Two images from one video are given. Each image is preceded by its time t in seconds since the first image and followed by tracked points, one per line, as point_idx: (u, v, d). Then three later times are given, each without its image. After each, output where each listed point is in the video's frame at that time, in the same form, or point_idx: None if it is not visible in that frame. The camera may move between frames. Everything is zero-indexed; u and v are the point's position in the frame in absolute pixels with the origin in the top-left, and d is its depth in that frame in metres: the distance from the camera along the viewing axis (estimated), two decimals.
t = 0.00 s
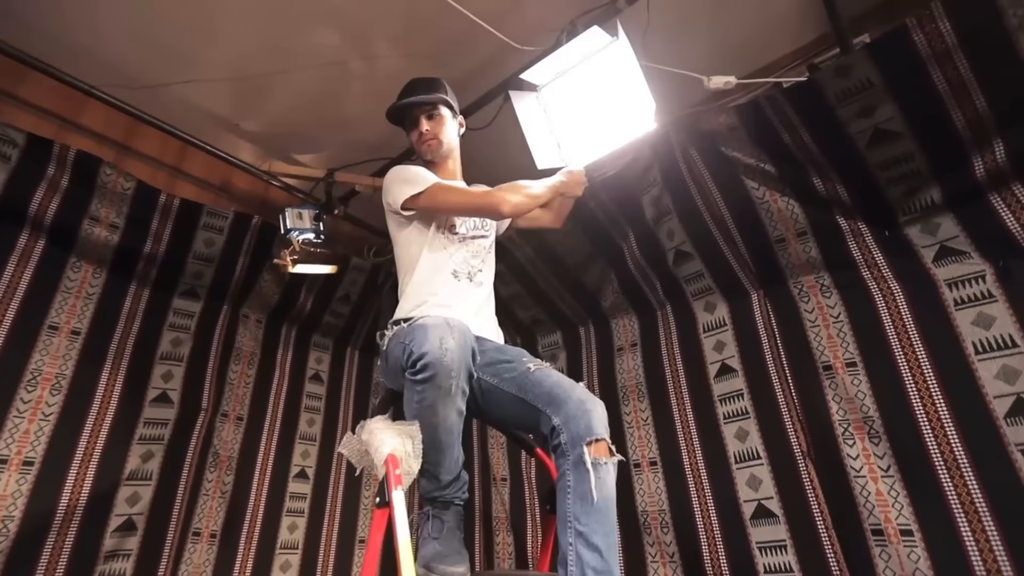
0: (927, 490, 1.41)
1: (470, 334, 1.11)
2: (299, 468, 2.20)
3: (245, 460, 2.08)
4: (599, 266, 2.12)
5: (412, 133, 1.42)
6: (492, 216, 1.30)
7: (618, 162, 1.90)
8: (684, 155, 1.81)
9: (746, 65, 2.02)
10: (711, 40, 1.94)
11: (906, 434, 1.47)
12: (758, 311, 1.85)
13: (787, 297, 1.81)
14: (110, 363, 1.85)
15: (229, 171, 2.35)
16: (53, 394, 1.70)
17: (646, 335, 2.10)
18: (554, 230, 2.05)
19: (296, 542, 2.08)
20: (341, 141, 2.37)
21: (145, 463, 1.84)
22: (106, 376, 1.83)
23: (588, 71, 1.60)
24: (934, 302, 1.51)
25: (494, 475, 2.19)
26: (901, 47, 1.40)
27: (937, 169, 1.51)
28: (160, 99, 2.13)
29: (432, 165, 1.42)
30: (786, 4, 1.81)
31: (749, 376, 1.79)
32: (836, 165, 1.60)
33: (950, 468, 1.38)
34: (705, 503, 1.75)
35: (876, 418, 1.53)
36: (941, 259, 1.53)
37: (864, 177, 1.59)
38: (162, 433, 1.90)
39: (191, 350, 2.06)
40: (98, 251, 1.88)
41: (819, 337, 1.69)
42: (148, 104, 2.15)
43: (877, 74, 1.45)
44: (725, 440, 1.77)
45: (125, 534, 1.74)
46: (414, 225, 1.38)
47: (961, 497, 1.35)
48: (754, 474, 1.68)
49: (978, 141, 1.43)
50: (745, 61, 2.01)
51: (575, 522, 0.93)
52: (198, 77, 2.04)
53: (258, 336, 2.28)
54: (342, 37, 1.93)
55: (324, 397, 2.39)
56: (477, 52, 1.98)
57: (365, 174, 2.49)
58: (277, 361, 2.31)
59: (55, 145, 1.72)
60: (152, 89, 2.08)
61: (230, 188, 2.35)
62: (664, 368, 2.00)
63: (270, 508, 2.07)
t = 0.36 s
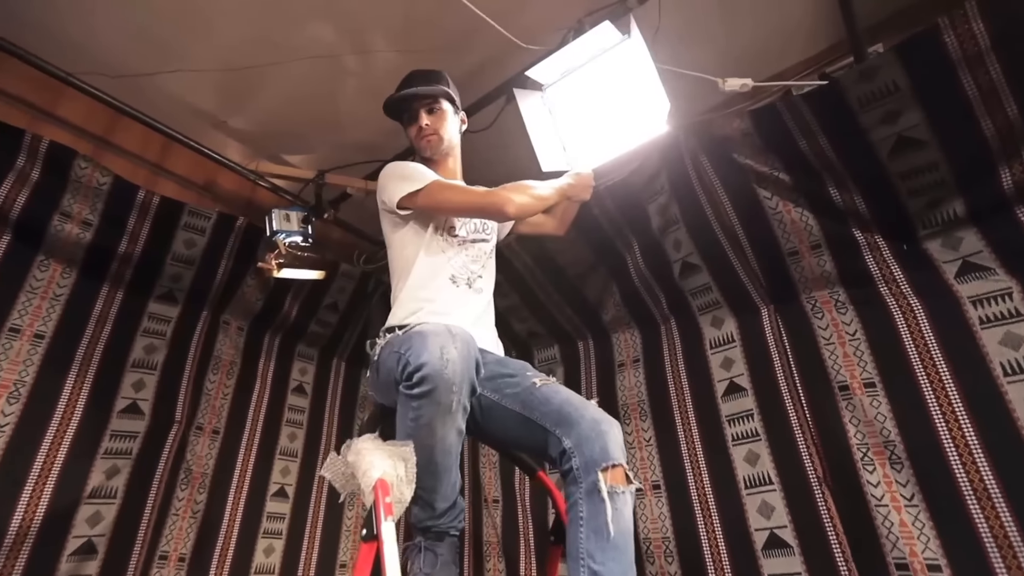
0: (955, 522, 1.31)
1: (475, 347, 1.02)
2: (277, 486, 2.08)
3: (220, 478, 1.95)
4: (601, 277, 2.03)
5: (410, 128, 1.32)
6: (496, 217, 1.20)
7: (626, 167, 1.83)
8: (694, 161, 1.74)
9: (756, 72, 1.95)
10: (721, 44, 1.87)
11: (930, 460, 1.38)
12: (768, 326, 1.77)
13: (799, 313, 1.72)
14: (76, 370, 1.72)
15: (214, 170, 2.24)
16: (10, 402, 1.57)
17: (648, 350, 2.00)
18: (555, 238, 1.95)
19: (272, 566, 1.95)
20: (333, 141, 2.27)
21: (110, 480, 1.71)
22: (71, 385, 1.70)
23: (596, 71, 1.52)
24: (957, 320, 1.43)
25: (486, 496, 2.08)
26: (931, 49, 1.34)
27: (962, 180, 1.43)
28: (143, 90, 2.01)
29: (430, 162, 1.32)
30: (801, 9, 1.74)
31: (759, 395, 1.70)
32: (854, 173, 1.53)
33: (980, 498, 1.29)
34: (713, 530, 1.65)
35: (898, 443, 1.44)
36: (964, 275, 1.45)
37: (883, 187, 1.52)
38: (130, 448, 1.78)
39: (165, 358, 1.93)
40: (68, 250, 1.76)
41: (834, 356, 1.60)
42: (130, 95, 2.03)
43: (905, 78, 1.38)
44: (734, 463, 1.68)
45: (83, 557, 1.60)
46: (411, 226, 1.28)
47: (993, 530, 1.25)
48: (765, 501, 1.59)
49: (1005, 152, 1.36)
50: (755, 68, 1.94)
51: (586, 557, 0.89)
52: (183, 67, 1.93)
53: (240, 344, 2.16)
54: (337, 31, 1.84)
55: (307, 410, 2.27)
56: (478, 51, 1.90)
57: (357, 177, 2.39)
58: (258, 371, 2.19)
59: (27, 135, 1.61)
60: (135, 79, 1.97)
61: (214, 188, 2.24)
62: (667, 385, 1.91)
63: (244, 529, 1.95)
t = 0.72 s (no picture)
0: (982, 556, 1.24)
1: (485, 362, 0.97)
2: (258, 498, 1.98)
3: (198, 489, 1.85)
4: (603, 289, 1.96)
5: (413, 122, 1.25)
6: (502, 220, 1.13)
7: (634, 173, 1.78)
8: (705, 171, 1.69)
9: (766, 82, 1.90)
10: (733, 50, 1.82)
11: (953, 489, 1.31)
12: (778, 343, 1.70)
13: (811, 331, 1.66)
14: (48, 371, 1.62)
15: (204, 166, 2.15)
16: None
17: (651, 366, 1.93)
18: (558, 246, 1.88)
19: None
20: (329, 142, 2.19)
21: (79, 488, 1.61)
22: (43, 386, 1.60)
23: (608, 73, 1.45)
24: (980, 340, 1.37)
25: (476, 514, 1.98)
26: (963, 57, 1.29)
27: (988, 197, 1.38)
28: (133, 80, 1.92)
29: (433, 159, 1.24)
30: (818, 18, 1.69)
31: (768, 416, 1.64)
32: (874, 187, 1.48)
33: (1008, 531, 1.22)
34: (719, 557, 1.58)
35: (919, 470, 1.37)
36: (987, 296, 1.39)
37: (904, 203, 1.47)
38: (104, 456, 1.67)
39: (145, 361, 1.84)
40: (46, 244, 1.66)
41: (849, 377, 1.54)
42: (118, 85, 1.94)
43: (933, 87, 1.34)
44: (742, 488, 1.61)
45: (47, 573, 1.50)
46: (410, 226, 1.20)
47: None
48: (775, 528, 1.52)
49: None
50: (766, 78, 1.90)
51: None
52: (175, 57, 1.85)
53: (224, 348, 2.07)
54: (337, 25, 1.77)
55: (291, 419, 2.18)
56: (483, 51, 1.83)
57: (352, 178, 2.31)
58: (242, 377, 2.09)
59: (8, 122, 1.52)
60: (124, 68, 1.88)
61: (204, 186, 2.15)
62: (670, 404, 1.84)
63: (221, 544, 1.85)
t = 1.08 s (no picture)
0: None
1: (485, 376, 0.95)
2: (239, 500, 1.93)
3: (179, 489, 1.80)
4: (601, 299, 1.93)
5: (416, 122, 1.20)
6: (505, 226, 1.08)
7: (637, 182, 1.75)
8: (710, 183, 1.67)
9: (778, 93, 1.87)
10: (741, 60, 1.80)
11: (962, 521, 1.28)
12: (781, 363, 1.68)
13: (815, 350, 1.63)
14: (30, 361, 1.56)
15: (200, 160, 2.10)
16: None
17: (647, 381, 1.89)
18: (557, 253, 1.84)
19: None
20: (328, 139, 2.15)
21: (57, 483, 1.55)
22: (24, 377, 1.54)
23: (618, 78, 1.42)
24: (992, 365, 1.34)
25: (462, 525, 1.93)
26: (986, 74, 1.27)
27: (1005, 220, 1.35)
28: (130, 69, 1.87)
29: (436, 161, 1.20)
30: (831, 31, 1.69)
31: (768, 437, 1.61)
32: (885, 205, 1.45)
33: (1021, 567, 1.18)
34: None
35: (926, 501, 1.35)
36: (1002, 321, 1.36)
37: (916, 223, 1.43)
38: (83, 452, 1.61)
39: (131, 354, 1.78)
40: (37, 232, 1.61)
41: (854, 402, 1.52)
42: (115, 73, 1.89)
43: (952, 103, 1.32)
44: (740, 511, 1.58)
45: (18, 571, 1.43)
46: (409, 229, 1.16)
47: None
48: (773, 555, 1.49)
49: None
50: (772, 90, 1.88)
51: None
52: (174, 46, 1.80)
53: (212, 345, 2.02)
54: (341, 23, 1.73)
55: (277, 420, 2.13)
56: (490, 53, 1.80)
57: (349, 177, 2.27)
58: (229, 374, 2.04)
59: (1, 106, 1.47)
60: (121, 56, 1.83)
61: (200, 180, 2.10)
62: (666, 419, 1.81)
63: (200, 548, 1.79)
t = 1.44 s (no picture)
0: None
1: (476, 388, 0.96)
2: (206, 498, 1.88)
3: (144, 485, 1.74)
4: (588, 310, 1.91)
5: (411, 121, 1.18)
6: (498, 231, 1.07)
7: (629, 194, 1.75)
8: (702, 199, 1.68)
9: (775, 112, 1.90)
10: (738, 78, 1.81)
11: (935, 547, 1.30)
12: (763, 383, 1.68)
13: (798, 370, 1.64)
14: None
15: (186, 146, 2.05)
16: None
17: (629, 393, 1.88)
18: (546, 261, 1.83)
19: None
20: (318, 134, 2.12)
21: (15, 475, 1.48)
22: None
23: (616, 89, 1.42)
24: (970, 393, 1.37)
25: (435, 532, 1.90)
26: (983, 106, 1.28)
27: (990, 251, 1.37)
28: (117, 49, 1.82)
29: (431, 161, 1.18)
30: (828, 54, 1.71)
31: (747, 456, 1.61)
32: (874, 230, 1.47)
33: None
34: None
35: (900, 525, 1.36)
36: (981, 350, 1.39)
37: (903, 249, 1.45)
38: (45, 444, 1.55)
39: (100, 343, 1.72)
40: (8, 212, 1.55)
41: (834, 424, 1.53)
42: (101, 52, 1.84)
43: (947, 134, 1.33)
44: (716, 527, 1.58)
45: None
46: (399, 230, 1.13)
47: None
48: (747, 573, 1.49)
49: None
50: (765, 109, 1.90)
51: None
52: (164, 29, 1.76)
53: (187, 338, 1.96)
54: (339, 17, 1.71)
55: (250, 417, 2.08)
56: (489, 56, 1.79)
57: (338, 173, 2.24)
58: (202, 369, 1.99)
59: None
60: (109, 36, 1.78)
61: (183, 167, 2.05)
62: (646, 432, 1.80)
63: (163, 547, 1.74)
